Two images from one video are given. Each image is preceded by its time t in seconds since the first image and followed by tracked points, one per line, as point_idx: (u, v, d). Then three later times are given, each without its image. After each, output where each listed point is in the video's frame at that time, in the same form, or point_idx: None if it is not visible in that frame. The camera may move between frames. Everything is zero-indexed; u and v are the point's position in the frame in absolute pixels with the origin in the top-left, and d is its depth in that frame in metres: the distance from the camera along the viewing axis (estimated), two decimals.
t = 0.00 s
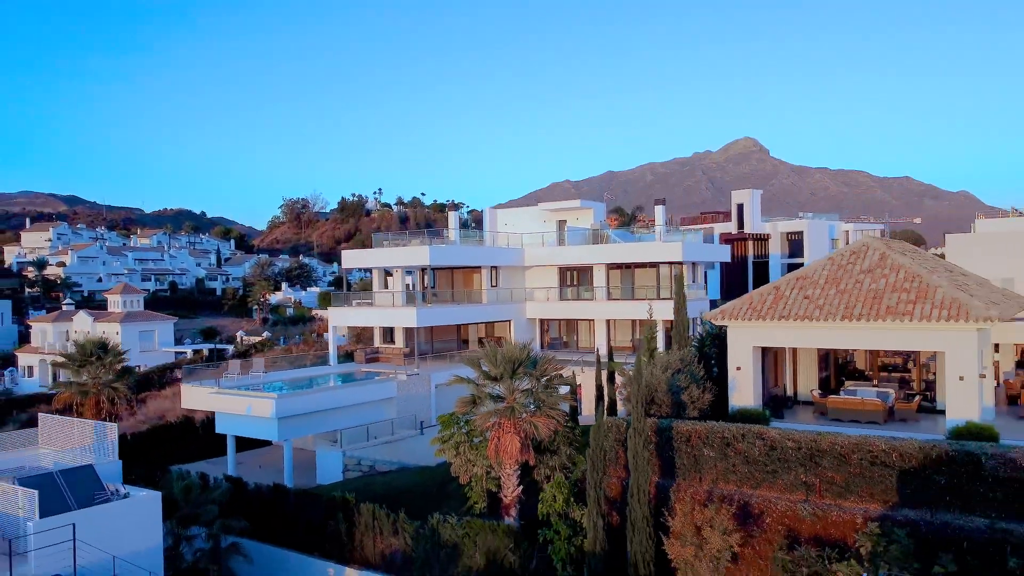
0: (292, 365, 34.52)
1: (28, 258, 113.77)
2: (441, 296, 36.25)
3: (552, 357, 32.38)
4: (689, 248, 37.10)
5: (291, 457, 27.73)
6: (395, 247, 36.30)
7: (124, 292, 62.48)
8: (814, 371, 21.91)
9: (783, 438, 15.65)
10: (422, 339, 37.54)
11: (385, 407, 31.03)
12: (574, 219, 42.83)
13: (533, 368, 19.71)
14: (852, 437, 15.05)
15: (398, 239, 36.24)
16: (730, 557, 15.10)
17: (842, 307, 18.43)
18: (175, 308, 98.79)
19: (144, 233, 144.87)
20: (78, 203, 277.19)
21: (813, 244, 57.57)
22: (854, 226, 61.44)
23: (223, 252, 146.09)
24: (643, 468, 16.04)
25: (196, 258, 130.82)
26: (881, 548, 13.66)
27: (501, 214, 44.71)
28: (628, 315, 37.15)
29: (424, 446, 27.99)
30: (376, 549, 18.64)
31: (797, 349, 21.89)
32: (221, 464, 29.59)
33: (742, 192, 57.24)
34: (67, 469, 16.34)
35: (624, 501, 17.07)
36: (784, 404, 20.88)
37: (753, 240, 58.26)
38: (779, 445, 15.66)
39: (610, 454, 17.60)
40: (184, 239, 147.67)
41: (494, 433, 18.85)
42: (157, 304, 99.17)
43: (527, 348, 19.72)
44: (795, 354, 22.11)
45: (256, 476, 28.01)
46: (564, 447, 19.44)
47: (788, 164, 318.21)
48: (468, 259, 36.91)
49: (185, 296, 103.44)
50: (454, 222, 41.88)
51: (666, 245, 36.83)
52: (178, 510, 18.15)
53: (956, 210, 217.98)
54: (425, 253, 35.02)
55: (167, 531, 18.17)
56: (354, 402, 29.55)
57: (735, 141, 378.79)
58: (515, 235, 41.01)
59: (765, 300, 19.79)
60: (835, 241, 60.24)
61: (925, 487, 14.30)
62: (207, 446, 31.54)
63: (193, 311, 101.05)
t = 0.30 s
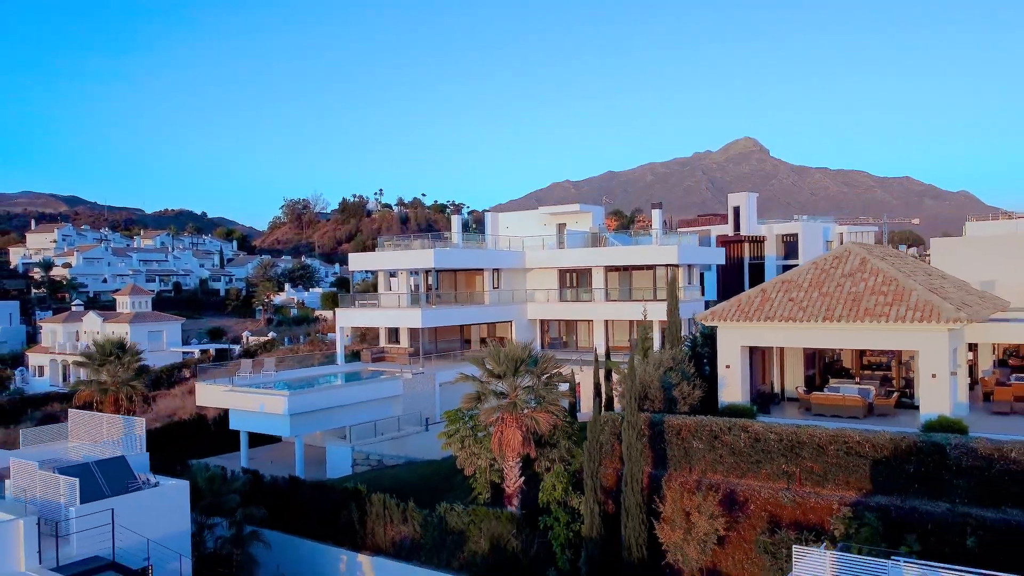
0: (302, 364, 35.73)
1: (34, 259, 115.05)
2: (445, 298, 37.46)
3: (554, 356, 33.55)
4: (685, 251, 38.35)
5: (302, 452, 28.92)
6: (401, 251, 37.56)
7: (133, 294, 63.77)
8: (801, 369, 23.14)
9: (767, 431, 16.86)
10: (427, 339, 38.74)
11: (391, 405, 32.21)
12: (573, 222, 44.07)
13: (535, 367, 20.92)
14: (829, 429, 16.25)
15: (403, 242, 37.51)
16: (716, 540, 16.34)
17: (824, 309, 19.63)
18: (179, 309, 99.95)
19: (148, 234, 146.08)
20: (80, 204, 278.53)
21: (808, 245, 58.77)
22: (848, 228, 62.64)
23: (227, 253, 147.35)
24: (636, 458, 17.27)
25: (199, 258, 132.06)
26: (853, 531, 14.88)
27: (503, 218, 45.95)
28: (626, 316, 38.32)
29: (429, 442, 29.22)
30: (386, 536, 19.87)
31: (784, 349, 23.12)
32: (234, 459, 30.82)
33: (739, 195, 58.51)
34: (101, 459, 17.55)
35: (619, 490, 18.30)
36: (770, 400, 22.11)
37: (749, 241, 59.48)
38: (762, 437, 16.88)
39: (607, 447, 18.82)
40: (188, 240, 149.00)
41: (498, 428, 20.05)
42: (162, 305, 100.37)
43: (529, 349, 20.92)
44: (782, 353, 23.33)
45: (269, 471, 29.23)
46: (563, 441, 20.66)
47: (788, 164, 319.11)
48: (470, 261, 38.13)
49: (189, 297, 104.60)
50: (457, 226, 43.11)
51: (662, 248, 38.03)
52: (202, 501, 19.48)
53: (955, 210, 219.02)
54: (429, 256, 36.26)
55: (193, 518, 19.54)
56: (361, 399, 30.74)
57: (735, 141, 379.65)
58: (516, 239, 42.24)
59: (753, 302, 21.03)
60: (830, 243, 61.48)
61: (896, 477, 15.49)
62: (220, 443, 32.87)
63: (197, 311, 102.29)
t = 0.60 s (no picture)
0: (310, 363, 36.94)
1: (40, 260, 116.25)
2: (448, 300, 38.65)
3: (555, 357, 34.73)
4: (680, 254, 39.60)
5: (313, 447, 30.15)
6: (406, 254, 38.81)
7: (140, 295, 64.95)
8: (788, 368, 24.43)
9: (752, 426, 18.10)
10: (430, 339, 39.95)
11: (397, 403, 33.43)
12: (573, 226, 45.33)
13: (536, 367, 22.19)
14: (809, 423, 17.48)
15: (408, 246, 38.75)
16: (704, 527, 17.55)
17: (807, 311, 20.87)
18: (183, 310, 101.05)
19: (152, 235, 147.22)
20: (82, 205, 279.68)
21: (803, 247, 60.02)
22: (842, 230, 63.91)
23: (229, 254, 148.51)
24: (631, 451, 18.49)
25: (202, 259, 133.23)
26: (830, 517, 16.11)
27: (504, 222, 47.18)
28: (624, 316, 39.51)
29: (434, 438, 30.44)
30: (396, 525, 21.13)
31: (772, 349, 24.37)
32: (247, 455, 32.07)
33: (734, 198, 59.79)
34: (130, 453, 18.80)
35: (614, 481, 19.53)
36: (758, 397, 23.36)
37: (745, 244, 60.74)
38: (748, 431, 18.12)
39: (604, 441, 20.06)
40: (191, 241, 150.22)
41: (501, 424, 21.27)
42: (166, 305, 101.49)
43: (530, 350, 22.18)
44: (770, 353, 24.58)
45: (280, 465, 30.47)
46: (562, 436, 21.89)
47: (787, 164, 320.28)
48: (473, 264, 39.34)
49: (193, 297, 105.70)
50: (459, 229, 44.37)
51: (658, 251, 39.25)
52: (223, 491, 20.72)
53: (953, 210, 220.15)
54: (433, 259, 37.49)
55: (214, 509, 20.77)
56: (369, 397, 31.97)
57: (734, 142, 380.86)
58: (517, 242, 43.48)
59: (741, 304, 22.28)
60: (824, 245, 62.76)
61: (871, 467, 16.71)
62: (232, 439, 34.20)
63: (200, 312, 103.40)
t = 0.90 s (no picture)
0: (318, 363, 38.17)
1: (45, 262, 117.44)
2: (452, 303, 39.87)
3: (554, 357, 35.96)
4: (676, 258, 40.84)
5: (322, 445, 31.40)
6: (411, 258, 40.06)
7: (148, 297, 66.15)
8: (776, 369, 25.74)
9: (739, 423, 19.35)
10: (434, 341, 41.17)
11: (403, 402, 34.67)
12: (572, 230, 46.57)
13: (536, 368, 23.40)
14: (792, 421, 18.74)
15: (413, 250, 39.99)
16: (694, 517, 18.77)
17: (793, 315, 22.09)
18: (188, 311, 102.22)
19: (155, 236, 148.41)
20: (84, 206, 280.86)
21: (798, 249, 61.22)
22: (837, 233, 65.12)
23: (232, 255, 149.70)
24: (626, 446, 19.72)
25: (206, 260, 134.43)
26: (810, 507, 17.38)
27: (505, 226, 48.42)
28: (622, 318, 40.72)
29: (439, 436, 31.70)
30: (404, 517, 22.37)
31: (761, 351, 25.64)
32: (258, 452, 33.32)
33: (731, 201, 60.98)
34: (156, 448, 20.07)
35: (611, 476, 20.81)
36: (747, 396, 24.63)
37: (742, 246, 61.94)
38: (735, 428, 19.37)
39: (600, 438, 21.36)
40: (194, 241, 151.45)
41: (504, 422, 22.48)
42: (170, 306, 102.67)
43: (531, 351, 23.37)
44: (760, 355, 25.85)
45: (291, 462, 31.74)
46: (562, 434, 23.14)
47: (786, 165, 321.47)
48: (476, 268, 40.55)
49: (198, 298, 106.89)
50: (462, 234, 45.62)
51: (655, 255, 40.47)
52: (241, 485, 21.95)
53: (951, 211, 221.34)
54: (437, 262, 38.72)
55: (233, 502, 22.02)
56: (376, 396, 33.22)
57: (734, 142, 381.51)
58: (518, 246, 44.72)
59: (731, 308, 23.51)
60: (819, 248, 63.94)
61: (849, 461, 17.96)
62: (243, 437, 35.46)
63: (204, 312, 104.56)
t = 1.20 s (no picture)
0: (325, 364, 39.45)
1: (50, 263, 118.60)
2: (454, 305, 41.10)
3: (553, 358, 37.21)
4: (672, 262, 42.11)
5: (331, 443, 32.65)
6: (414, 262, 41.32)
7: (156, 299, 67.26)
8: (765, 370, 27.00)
9: (727, 420, 20.58)
10: (437, 342, 42.42)
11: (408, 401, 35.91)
12: (571, 234, 47.84)
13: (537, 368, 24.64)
14: (777, 418, 19.99)
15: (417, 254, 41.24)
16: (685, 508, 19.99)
17: (780, 319, 23.34)
18: (192, 312, 103.37)
19: (159, 237, 149.52)
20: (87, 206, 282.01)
21: (793, 251, 62.44)
22: (831, 235, 66.36)
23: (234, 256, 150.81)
24: (621, 442, 20.95)
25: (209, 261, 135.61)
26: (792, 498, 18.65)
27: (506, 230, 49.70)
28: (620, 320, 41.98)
29: (443, 434, 32.95)
30: (412, 509, 23.61)
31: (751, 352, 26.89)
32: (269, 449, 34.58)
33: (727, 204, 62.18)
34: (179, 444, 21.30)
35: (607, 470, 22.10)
36: (738, 395, 25.88)
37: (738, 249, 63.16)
38: (724, 425, 20.59)
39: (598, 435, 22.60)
40: (197, 243, 152.58)
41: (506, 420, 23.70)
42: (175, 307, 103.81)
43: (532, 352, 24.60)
44: (750, 356, 27.11)
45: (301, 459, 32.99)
46: (561, 431, 24.38)
47: (786, 166, 322.57)
48: (478, 271, 41.80)
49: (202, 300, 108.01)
50: (464, 238, 46.89)
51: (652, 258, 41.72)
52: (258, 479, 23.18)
53: (950, 211, 222.49)
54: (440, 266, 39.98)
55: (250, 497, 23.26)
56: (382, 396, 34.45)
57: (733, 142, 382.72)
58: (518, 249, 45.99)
59: (722, 312, 24.75)
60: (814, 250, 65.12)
61: (829, 455, 19.19)
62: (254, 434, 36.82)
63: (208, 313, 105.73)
